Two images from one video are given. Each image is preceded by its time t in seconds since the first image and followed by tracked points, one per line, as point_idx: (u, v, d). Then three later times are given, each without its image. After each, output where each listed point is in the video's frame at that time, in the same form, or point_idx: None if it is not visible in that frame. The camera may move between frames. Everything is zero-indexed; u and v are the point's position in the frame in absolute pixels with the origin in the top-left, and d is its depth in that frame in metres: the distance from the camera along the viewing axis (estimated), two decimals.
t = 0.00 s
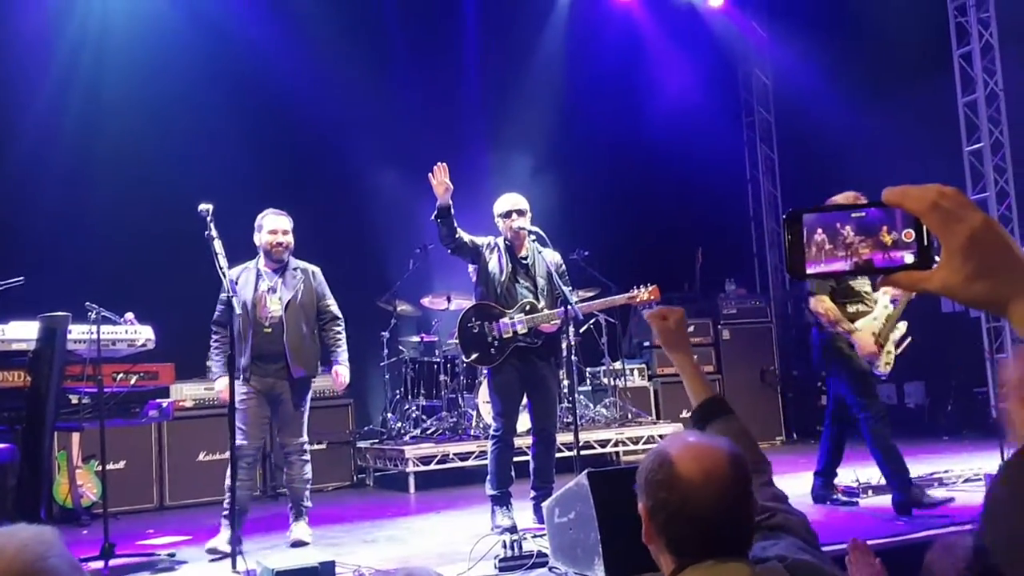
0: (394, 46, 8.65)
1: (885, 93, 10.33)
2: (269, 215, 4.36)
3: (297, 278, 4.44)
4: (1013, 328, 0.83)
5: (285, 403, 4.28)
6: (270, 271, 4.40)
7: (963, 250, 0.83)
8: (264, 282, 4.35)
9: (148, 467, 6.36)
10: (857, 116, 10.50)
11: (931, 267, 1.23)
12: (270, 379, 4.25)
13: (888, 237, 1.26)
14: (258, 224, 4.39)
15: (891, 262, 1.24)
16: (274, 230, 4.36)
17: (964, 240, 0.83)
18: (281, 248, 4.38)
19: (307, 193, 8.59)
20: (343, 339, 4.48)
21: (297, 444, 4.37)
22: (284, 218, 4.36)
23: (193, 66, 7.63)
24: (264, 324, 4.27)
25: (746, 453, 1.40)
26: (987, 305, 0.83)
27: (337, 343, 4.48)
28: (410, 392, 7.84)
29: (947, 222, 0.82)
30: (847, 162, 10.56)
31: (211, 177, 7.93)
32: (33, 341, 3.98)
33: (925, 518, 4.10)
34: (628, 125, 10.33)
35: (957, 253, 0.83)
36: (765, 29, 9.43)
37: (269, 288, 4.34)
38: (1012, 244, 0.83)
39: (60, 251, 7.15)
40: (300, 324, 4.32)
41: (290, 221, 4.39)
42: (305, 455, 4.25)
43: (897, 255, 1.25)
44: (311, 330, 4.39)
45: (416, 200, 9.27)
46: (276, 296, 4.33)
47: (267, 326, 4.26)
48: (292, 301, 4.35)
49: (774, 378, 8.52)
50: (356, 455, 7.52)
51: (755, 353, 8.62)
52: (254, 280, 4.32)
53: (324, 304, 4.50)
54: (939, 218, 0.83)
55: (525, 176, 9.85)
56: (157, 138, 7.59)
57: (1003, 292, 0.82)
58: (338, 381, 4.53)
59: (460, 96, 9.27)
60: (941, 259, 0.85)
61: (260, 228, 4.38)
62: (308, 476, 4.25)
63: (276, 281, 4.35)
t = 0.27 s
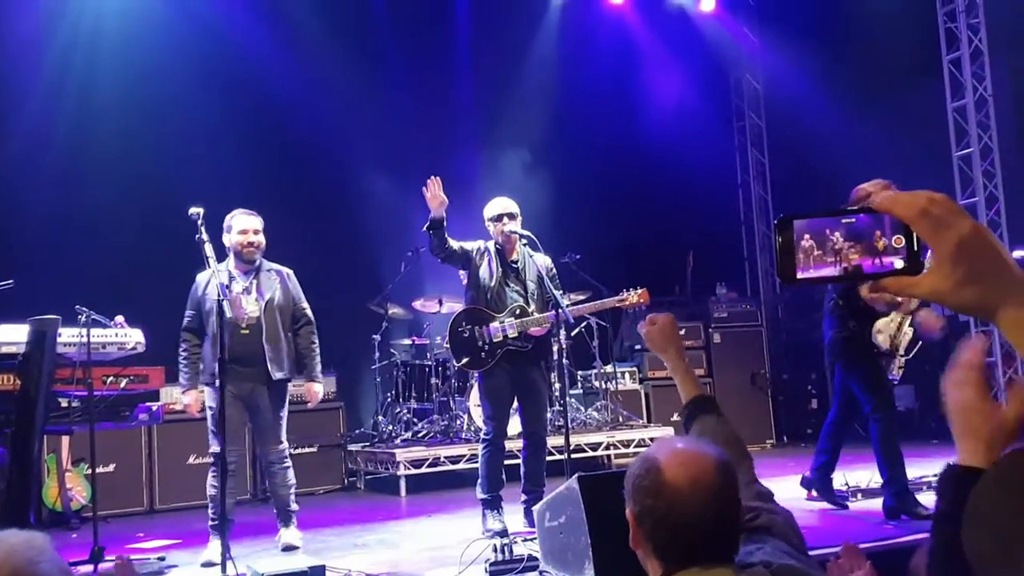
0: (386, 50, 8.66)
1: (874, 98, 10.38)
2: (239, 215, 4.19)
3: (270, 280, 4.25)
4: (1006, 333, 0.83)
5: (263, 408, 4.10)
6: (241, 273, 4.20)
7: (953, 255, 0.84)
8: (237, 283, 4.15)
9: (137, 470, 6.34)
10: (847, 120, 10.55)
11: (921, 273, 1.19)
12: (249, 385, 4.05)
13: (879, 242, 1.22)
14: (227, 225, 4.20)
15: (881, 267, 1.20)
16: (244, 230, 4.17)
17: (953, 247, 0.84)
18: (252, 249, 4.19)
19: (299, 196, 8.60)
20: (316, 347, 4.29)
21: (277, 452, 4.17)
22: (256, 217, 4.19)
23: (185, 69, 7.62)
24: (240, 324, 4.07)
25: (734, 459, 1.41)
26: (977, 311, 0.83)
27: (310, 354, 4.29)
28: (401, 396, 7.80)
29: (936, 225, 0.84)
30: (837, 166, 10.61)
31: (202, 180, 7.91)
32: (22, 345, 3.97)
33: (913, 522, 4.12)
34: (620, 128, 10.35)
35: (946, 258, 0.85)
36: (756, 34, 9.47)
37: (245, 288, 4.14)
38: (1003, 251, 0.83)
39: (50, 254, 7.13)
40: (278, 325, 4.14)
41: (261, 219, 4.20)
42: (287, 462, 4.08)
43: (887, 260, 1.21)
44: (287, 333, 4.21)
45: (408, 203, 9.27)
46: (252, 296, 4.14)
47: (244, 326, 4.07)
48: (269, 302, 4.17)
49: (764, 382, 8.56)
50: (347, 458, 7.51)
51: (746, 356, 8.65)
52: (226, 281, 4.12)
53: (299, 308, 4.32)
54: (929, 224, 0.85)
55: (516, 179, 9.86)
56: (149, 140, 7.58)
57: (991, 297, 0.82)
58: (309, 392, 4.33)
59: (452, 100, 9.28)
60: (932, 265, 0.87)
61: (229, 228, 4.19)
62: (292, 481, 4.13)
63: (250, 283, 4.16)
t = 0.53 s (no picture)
0: (382, 51, 8.65)
1: (869, 99, 10.40)
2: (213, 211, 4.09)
3: (246, 277, 4.18)
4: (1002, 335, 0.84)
5: (252, 405, 4.04)
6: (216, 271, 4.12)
7: (951, 257, 0.84)
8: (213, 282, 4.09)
9: (132, 471, 6.33)
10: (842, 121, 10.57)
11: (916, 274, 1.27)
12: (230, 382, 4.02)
13: (877, 243, 1.29)
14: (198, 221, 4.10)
15: (880, 267, 1.27)
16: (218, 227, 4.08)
17: (951, 248, 0.84)
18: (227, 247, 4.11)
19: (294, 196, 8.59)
20: (288, 349, 4.25)
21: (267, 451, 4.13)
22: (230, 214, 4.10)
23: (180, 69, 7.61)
24: (220, 325, 4.02)
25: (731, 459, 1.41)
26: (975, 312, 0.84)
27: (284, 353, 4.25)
28: (397, 396, 7.81)
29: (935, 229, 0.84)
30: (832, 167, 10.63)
31: (197, 179, 7.90)
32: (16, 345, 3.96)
33: (908, 522, 4.13)
34: (615, 128, 10.36)
35: (945, 260, 0.84)
36: (752, 35, 9.48)
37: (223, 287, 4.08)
38: (1000, 252, 0.84)
39: (45, 254, 7.12)
40: (258, 324, 4.10)
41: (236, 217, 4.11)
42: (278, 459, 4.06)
43: (886, 261, 1.28)
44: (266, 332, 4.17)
45: (404, 203, 9.26)
46: (231, 295, 4.08)
47: (224, 327, 4.02)
48: (249, 301, 4.12)
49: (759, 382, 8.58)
50: (342, 458, 7.50)
51: (741, 356, 8.66)
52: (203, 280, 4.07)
53: (276, 304, 4.27)
54: (928, 226, 0.85)
55: (512, 179, 9.86)
56: (144, 141, 7.57)
57: (991, 299, 0.82)
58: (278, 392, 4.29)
59: (448, 100, 9.28)
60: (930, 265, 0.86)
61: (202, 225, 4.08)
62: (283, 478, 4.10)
63: (228, 281, 4.11)
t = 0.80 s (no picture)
0: (379, 51, 8.65)
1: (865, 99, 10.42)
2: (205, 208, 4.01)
3: (238, 274, 4.19)
4: (1009, 332, 0.85)
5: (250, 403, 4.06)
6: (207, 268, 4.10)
7: (956, 257, 0.85)
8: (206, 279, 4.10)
9: (127, 471, 6.31)
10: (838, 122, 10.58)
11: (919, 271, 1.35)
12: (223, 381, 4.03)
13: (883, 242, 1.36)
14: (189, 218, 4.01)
15: (886, 266, 1.35)
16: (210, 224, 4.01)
17: (958, 247, 0.84)
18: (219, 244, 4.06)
19: (290, 195, 8.59)
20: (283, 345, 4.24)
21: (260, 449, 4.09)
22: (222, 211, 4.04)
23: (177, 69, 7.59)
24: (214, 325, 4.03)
25: (727, 460, 1.41)
26: (978, 311, 0.85)
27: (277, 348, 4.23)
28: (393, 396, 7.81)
29: (941, 229, 0.84)
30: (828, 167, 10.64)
31: (192, 179, 7.88)
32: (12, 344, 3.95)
33: (903, 522, 4.14)
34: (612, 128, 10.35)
35: (950, 259, 0.85)
36: (749, 36, 9.49)
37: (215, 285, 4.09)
38: (1004, 249, 0.84)
39: (40, 253, 7.10)
40: (251, 323, 4.11)
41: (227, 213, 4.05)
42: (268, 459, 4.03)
43: (890, 261, 1.36)
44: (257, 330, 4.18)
45: (400, 202, 9.25)
46: (224, 293, 4.09)
47: (218, 326, 4.03)
48: (242, 298, 4.13)
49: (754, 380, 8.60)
50: (338, 458, 7.49)
51: (737, 356, 8.67)
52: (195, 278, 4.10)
53: (268, 301, 4.28)
54: (934, 224, 0.84)
55: (508, 179, 9.86)
56: (141, 140, 7.55)
57: (997, 298, 0.84)
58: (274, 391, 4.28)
59: (445, 100, 9.27)
60: (934, 264, 0.87)
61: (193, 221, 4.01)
62: (274, 478, 4.03)
63: (220, 278, 4.12)
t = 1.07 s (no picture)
0: (379, 50, 8.64)
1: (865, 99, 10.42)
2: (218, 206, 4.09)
3: (249, 273, 4.18)
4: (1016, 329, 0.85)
5: (254, 404, 4.06)
6: (219, 266, 4.11)
7: (966, 254, 0.85)
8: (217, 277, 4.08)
9: (127, 470, 6.31)
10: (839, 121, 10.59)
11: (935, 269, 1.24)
12: (231, 381, 4.02)
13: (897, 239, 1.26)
14: (204, 216, 4.09)
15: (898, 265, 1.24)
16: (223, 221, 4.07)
17: (967, 245, 0.85)
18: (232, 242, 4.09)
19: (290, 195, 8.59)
20: (296, 345, 4.23)
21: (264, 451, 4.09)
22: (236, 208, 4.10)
23: (177, 69, 7.58)
24: (221, 322, 4.01)
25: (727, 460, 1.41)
26: (989, 310, 0.85)
27: (290, 349, 4.25)
28: (393, 395, 7.82)
29: (953, 227, 0.84)
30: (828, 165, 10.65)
31: (192, 179, 7.87)
32: (12, 344, 3.94)
33: (904, 522, 4.13)
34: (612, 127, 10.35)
35: (961, 259, 0.85)
36: (749, 35, 9.49)
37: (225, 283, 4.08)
38: (1015, 248, 0.85)
39: (40, 253, 7.09)
40: (260, 320, 4.09)
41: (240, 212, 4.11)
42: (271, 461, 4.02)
43: (904, 259, 1.26)
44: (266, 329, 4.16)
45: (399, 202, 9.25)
46: (233, 291, 4.08)
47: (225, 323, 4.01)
48: (252, 297, 4.12)
49: (755, 381, 8.59)
50: (339, 457, 7.49)
51: (737, 355, 8.67)
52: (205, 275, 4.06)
53: (279, 301, 4.26)
54: (945, 221, 0.85)
55: (508, 178, 9.86)
56: (140, 140, 7.54)
57: (1006, 298, 0.84)
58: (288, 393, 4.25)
59: (445, 100, 9.27)
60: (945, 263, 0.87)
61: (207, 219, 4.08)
62: (275, 481, 4.03)
63: (230, 277, 4.10)
